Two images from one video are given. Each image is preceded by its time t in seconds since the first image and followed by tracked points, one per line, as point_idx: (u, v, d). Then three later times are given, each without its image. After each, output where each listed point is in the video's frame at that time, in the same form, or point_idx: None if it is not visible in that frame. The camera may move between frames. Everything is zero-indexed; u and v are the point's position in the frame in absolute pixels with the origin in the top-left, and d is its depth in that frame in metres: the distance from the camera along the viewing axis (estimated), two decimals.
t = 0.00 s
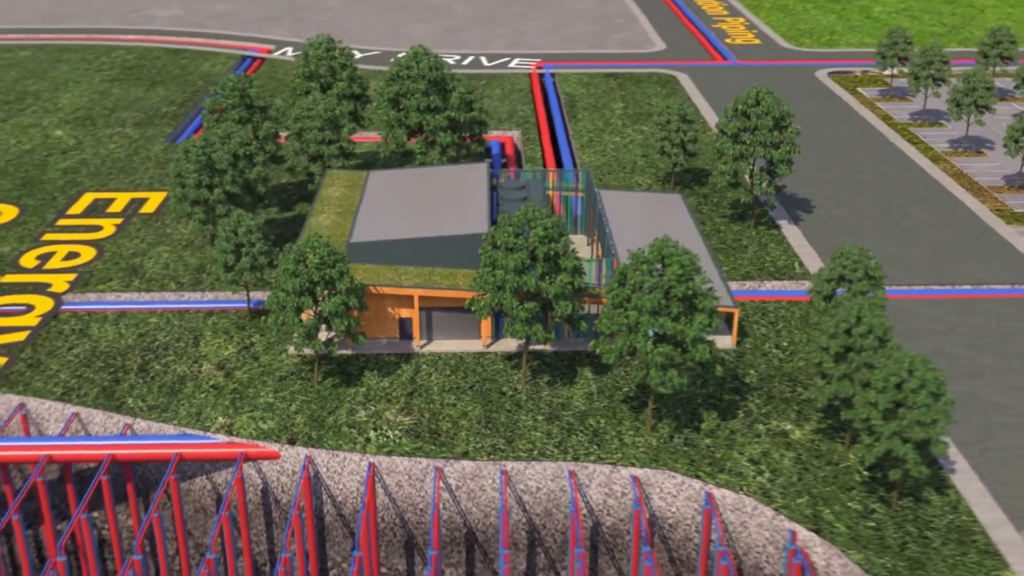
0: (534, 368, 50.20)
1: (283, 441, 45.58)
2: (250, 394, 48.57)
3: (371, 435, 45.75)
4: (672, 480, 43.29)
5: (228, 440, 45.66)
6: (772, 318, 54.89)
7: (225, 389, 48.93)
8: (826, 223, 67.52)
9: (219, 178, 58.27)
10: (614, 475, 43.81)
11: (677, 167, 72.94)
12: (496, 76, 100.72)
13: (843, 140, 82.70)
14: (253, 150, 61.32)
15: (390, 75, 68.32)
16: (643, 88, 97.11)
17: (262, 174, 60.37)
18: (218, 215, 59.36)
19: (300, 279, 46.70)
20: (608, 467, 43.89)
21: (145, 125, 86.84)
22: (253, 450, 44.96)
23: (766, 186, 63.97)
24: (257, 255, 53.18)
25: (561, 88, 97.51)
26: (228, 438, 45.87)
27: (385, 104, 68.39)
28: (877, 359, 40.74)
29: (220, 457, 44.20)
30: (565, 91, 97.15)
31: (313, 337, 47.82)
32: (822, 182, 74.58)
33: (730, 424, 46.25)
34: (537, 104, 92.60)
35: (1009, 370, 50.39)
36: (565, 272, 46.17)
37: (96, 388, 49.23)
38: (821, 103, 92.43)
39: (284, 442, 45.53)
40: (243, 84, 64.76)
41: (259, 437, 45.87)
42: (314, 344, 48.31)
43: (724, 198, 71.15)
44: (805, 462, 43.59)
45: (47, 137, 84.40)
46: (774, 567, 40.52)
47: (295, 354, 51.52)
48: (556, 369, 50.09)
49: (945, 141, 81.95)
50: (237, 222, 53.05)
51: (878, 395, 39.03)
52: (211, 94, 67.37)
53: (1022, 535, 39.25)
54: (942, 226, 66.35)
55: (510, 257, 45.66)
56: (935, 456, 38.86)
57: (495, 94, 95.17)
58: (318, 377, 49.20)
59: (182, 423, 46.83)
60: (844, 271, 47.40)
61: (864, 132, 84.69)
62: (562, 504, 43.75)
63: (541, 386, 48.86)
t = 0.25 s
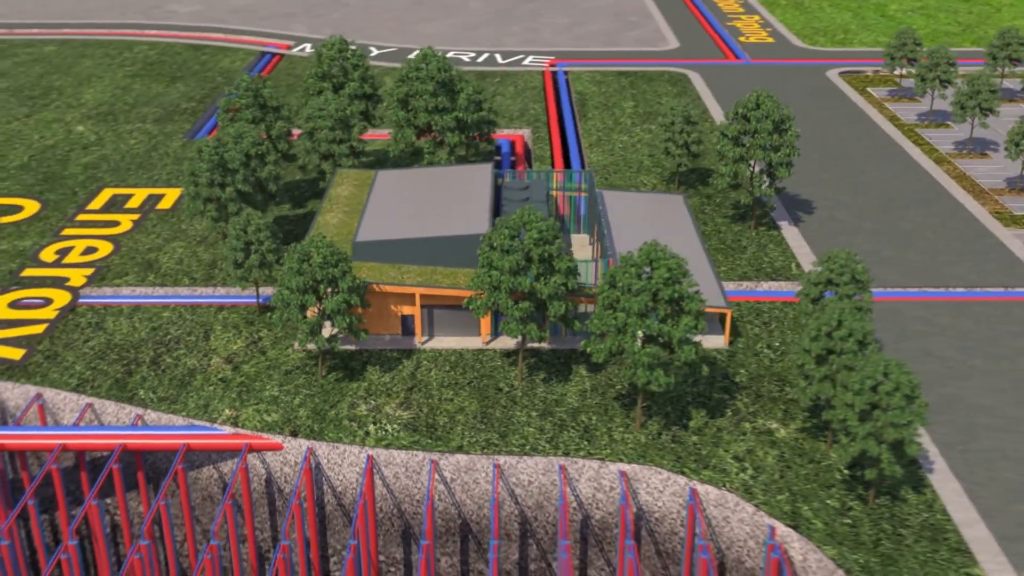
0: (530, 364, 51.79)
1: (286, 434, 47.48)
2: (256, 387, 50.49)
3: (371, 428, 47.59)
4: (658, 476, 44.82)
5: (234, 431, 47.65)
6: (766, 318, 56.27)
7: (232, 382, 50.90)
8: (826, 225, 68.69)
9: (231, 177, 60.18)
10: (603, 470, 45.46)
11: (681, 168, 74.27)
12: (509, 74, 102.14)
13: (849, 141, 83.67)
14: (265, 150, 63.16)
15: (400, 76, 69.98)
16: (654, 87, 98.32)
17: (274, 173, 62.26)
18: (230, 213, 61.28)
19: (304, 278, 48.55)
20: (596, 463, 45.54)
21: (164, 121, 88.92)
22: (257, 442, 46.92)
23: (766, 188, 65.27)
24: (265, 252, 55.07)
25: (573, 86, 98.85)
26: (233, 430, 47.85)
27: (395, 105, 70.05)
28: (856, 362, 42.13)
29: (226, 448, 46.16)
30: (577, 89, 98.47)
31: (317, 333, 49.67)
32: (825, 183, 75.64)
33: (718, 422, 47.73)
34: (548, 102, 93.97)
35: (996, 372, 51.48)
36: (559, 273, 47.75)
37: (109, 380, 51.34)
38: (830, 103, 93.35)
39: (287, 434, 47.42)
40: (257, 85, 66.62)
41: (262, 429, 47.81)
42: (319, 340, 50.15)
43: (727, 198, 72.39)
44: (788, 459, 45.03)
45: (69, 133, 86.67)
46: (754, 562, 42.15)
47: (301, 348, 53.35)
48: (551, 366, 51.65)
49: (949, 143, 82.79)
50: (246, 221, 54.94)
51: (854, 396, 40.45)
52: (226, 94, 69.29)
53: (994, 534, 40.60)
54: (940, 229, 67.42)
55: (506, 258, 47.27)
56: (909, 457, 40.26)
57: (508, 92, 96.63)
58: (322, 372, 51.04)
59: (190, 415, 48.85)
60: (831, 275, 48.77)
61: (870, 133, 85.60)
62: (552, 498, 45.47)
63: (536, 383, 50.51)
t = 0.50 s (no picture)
0: (527, 361, 53.42)
1: (289, 426, 49.38)
2: (262, 380, 52.40)
3: (371, 422, 49.42)
4: (646, 471, 46.41)
5: (240, 423, 49.58)
6: (760, 318, 57.64)
7: (240, 375, 52.84)
8: (826, 226, 69.83)
9: (242, 176, 62.08)
10: (593, 465, 47.06)
11: (685, 168, 75.61)
12: (522, 72, 103.59)
13: (854, 143, 84.66)
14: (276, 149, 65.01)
15: (409, 77, 71.66)
16: (665, 86, 99.46)
17: (284, 172, 64.06)
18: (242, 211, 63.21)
19: (308, 276, 50.37)
20: (586, 458, 47.15)
21: (182, 117, 90.98)
22: (262, 433, 48.84)
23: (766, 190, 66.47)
24: (274, 250, 56.91)
25: (584, 85, 100.20)
26: (239, 421, 49.78)
27: (404, 106, 71.76)
28: (837, 364, 43.55)
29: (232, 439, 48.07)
30: (588, 87, 99.80)
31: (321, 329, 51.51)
32: (827, 184, 76.74)
33: (706, 420, 49.22)
34: (559, 101, 95.42)
35: (981, 374, 52.65)
36: (554, 274, 49.31)
37: (122, 372, 53.41)
38: (838, 103, 94.21)
39: (290, 426, 49.32)
40: (270, 85, 68.46)
41: (267, 421, 49.73)
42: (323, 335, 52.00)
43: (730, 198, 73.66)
44: (772, 457, 46.47)
45: (91, 128, 88.86)
46: (737, 555, 43.66)
47: (306, 343, 55.22)
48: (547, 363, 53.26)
49: (954, 145, 83.58)
50: (255, 220, 56.80)
51: (833, 397, 41.85)
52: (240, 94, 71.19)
53: (967, 532, 41.94)
54: (938, 231, 68.47)
55: (503, 260, 48.94)
56: (885, 456, 41.64)
57: (520, 90, 98.09)
58: (325, 366, 52.90)
59: (198, 406, 50.84)
60: (819, 278, 50.11)
61: (876, 135, 86.51)
62: (544, 491, 47.15)
63: (532, 379, 52.14)
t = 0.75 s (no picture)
0: (525, 358, 54.95)
1: (292, 418, 51.18)
2: (268, 374, 54.23)
3: (371, 416, 51.15)
4: (635, 467, 47.90)
5: (246, 415, 51.44)
6: (754, 318, 58.95)
7: (247, 369, 54.69)
8: (826, 228, 70.89)
9: (253, 175, 63.93)
10: (585, 459, 48.60)
11: (689, 169, 76.86)
12: (534, 71, 104.95)
13: (859, 144, 85.61)
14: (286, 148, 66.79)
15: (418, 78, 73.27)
16: (675, 85, 100.55)
17: (294, 171, 65.76)
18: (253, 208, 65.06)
19: (312, 274, 52.15)
20: (578, 453, 48.70)
21: (200, 114, 92.94)
22: (266, 426, 50.67)
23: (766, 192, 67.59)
24: (281, 247, 58.69)
25: (595, 84, 101.46)
26: (245, 414, 51.64)
27: (413, 106, 73.38)
28: (820, 365, 44.92)
29: (237, 430, 49.93)
30: (599, 86, 101.06)
31: (325, 326, 53.28)
32: (830, 185, 77.80)
33: (696, 417, 50.63)
34: (570, 100, 96.77)
35: (969, 376, 53.78)
36: (549, 275, 50.89)
37: (134, 365, 55.40)
38: (846, 103, 94.99)
39: (294, 419, 51.12)
40: (282, 85, 70.25)
41: (271, 413, 51.57)
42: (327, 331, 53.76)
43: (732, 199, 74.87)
44: (758, 454, 47.85)
45: (110, 124, 90.99)
46: (721, 549, 45.20)
47: (312, 338, 56.99)
48: (544, 359, 54.77)
49: (959, 146, 84.31)
50: (263, 218, 58.61)
51: (813, 398, 43.22)
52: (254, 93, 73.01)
53: (944, 530, 43.19)
54: (937, 233, 69.46)
55: (500, 260, 50.48)
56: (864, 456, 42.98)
57: (531, 89, 99.48)
58: (329, 361, 54.65)
59: (206, 399, 52.75)
60: (808, 281, 51.47)
61: (881, 136, 87.38)
62: (537, 485, 48.76)
63: (529, 375, 53.68)
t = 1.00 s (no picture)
0: (523, 355, 56.42)
1: (296, 411, 52.92)
2: (273, 368, 55.99)
3: (371, 410, 52.82)
4: (625, 462, 49.38)
5: (251, 408, 53.23)
6: (749, 317, 60.22)
7: (253, 362, 56.48)
8: (826, 229, 71.93)
9: (263, 173, 65.68)
10: (577, 454, 50.11)
11: (693, 169, 78.04)
12: (546, 70, 106.23)
13: (864, 145, 86.49)
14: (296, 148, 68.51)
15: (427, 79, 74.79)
16: (685, 85, 101.59)
17: (304, 169, 67.44)
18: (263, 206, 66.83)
19: (316, 272, 53.82)
20: (570, 448, 50.21)
21: (216, 111, 94.81)
22: (270, 418, 52.45)
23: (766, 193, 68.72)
24: (289, 244, 60.41)
25: (606, 83, 102.67)
26: (250, 406, 53.42)
27: (421, 106, 74.93)
28: (804, 365, 46.21)
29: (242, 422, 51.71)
30: (610, 85, 102.27)
31: (328, 322, 54.96)
32: (832, 186, 78.79)
33: (687, 415, 51.99)
34: (580, 99, 98.03)
35: (958, 377, 54.85)
36: (545, 274, 52.36)
37: (145, 357, 57.31)
38: (854, 104, 95.77)
39: (297, 412, 52.86)
40: (293, 86, 71.95)
41: (276, 406, 53.31)
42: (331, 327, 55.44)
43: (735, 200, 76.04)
44: (745, 452, 49.18)
45: (129, 120, 93.03)
46: (707, 543, 46.58)
47: (317, 333, 58.69)
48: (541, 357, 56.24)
49: (963, 148, 85.02)
50: (272, 216, 60.32)
51: (796, 398, 44.53)
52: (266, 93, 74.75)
53: (922, 527, 44.38)
54: (935, 236, 70.42)
55: (497, 260, 51.96)
56: (845, 454, 44.24)
57: (542, 88, 100.80)
58: (333, 356, 56.33)
59: (213, 391, 54.58)
60: (799, 283, 52.81)
61: (887, 137, 88.18)
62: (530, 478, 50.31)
63: (527, 372, 55.17)
